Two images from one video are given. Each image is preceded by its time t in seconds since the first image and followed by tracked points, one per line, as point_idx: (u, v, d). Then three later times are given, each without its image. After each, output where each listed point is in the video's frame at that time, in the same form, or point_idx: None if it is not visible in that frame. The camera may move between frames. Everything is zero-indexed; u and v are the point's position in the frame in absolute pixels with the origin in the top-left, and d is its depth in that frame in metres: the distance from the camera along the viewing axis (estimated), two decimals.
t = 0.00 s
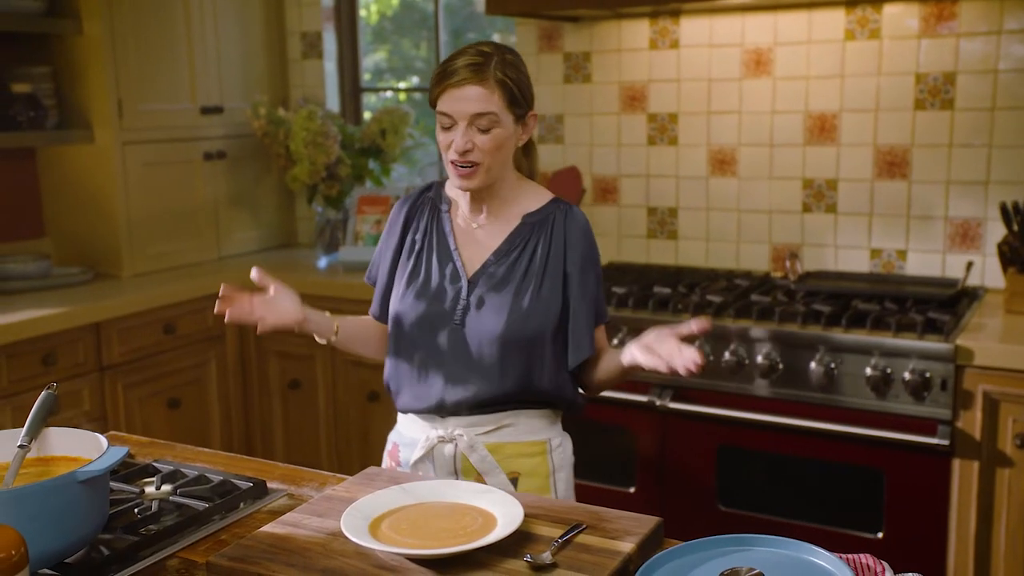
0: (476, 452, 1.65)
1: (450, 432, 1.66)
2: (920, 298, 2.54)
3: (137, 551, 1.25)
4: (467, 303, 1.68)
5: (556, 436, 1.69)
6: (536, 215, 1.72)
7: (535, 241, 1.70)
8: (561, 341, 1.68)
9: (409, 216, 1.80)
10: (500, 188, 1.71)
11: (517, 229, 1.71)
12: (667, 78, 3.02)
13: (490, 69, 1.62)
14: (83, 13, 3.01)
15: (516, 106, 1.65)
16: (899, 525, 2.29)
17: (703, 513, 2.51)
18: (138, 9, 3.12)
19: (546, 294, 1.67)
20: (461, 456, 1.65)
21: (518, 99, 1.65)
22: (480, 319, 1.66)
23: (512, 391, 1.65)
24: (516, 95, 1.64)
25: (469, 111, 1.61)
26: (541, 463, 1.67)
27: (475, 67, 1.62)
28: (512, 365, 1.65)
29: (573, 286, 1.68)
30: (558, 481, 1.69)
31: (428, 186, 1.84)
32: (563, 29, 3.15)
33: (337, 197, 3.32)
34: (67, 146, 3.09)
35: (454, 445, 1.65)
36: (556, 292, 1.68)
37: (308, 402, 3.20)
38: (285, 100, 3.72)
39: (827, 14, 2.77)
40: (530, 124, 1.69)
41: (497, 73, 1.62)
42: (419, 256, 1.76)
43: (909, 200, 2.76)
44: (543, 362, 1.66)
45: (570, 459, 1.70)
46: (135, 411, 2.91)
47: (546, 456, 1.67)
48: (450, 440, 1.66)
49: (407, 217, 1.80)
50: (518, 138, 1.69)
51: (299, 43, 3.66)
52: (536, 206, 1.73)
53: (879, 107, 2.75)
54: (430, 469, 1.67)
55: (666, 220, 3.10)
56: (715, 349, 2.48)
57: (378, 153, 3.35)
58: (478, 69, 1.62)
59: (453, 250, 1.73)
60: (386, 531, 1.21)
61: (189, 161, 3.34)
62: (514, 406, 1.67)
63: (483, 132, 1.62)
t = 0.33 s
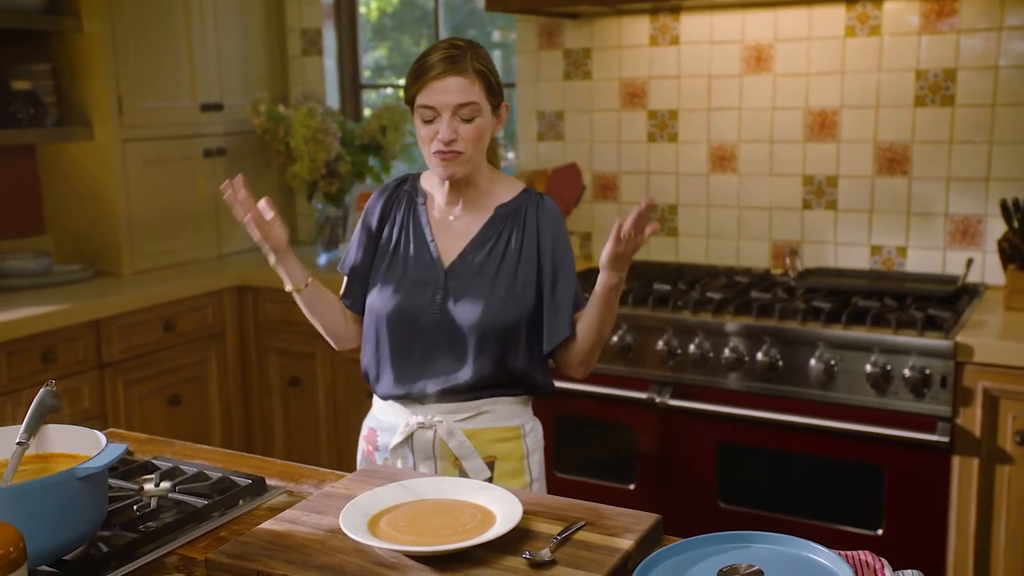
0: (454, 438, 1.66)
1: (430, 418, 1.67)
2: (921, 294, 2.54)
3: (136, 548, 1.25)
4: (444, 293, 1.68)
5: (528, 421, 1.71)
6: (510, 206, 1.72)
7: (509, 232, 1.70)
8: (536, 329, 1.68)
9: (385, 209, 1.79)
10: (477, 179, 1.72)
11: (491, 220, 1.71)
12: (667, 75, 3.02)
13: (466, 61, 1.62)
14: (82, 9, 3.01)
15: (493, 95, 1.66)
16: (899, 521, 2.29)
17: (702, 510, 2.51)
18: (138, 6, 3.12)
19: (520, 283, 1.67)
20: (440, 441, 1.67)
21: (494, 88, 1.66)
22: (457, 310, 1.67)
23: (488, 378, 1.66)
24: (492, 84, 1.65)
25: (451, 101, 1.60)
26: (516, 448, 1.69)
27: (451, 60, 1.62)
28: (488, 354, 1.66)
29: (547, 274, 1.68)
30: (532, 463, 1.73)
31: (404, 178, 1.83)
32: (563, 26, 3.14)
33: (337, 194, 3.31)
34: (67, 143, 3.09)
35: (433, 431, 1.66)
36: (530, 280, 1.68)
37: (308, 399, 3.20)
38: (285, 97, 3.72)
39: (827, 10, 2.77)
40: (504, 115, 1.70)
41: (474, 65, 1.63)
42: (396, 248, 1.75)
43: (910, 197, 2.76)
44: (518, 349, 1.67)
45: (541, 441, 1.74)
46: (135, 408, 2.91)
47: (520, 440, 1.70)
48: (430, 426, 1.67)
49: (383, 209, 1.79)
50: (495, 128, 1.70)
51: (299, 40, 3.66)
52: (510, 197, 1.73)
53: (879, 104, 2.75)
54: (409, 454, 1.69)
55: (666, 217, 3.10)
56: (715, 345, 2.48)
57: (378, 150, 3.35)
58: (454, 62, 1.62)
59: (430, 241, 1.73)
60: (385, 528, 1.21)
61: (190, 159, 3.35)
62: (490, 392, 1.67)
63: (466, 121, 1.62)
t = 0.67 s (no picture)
0: (456, 435, 1.67)
1: (431, 417, 1.68)
2: (923, 301, 2.54)
3: (137, 551, 1.24)
4: (443, 300, 1.67)
5: (522, 416, 1.74)
6: (500, 213, 1.72)
7: (503, 238, 1.71)
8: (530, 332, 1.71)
9: (372, 221, 1.77)
10: (463, 182, 1.72)
11: (484, 227, 1.71)
12: (670, 80, 3.02)
13: (454, 65, 1.63)
14: (86, 11, 3.01)
15: (480, 99, 1.66)
16: (900, 528, 2.29)
17: (706, 514, 2.50)
18: (141, 8, 3.12)
19: (515, 289, 1.69)
20: (441, 438, 1.67)
21: (482, 92, 1.66)
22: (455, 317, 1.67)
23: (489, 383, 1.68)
24: (480, 88, 1.65)
25: (440, 105, 1.61)
26: (514, 442, 1.71)
27: (439, 63, 1.62)
28: (488, 359, 1.67)
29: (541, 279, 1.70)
30: (529, 456, 1.74)
31: (384, 191, 1.82)
32: (566, 30, 3.14)
33: (339, 197, 3.31)
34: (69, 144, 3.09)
35: (437, 429, 1.66)
36: (525, 286, 1.70)
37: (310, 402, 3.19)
38: (288, 99, 3.72)
39: (832, 16, 2.76)
40: (491, 120, 1.71)
41: (462, 69, 1.63)
42: (388, 257, 1.73)
43: (912, 203, 2.76)
44: (515, 352, 1.69)
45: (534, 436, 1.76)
46: (136, 410, 2.91)
47: (517, 434, 1.72)
48: (432, 424, 1.67)
49: (371, 222, 1.77)
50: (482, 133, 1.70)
51: (303, 42, 3.66)
52: (500, 204, 1.74)
53: (882, 109, 2.75)
54: (409, 454, 1.68)
55: (668, 222, 3.10)
56: (716, 351, 2.48)
57: (380, 153, 3.35)
58: (443, 65, 1.62)
59: (422, 250, 1.72)
60: (385, 532, 1.20)
61: (192, 160, 3.34)
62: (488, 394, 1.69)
63: (454, 125, 1.62)
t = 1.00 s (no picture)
0: (476, 437, 1.67)
1: (450, 419, 1.67)
2: (932, 301, 2.53)
3: (146, 550, 1.24)
4: (461, 298, 1.68)
5: (537, 413, 1.74)
6: (515, 210, 1.73)
7: (519, 235, 1.71)
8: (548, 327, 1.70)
9: (386, 220, 1.76)
10: (477, 180, 1.71)
11: (499, 225, 1.71)
12: (678, 79, 3.01)
13: (464, 59, 1.62)
14: (94, 10, 3.02)
15: (492, 93, 1.65)
16: (909, 529, 2.28)
17: (714, 513, 2.50)
18: (148, 7, 3.12)
19: (533, 286, 1.69)
20: (461, 439, 1.67)
21: (493, 85, 1.66)
22: (473, 317, 1.67)
23: (509, 379, 1.68)
24: (491, 82, 1.65)
25: (453, 98, 1.60)
26: (532, 441, 1.71)
27: (450, 58, 1.61)
28: (509, 355, 1.67)
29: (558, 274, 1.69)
30: (546, 453, 1.74)
31: (396, 188, 1.81)
32: (574, 28, 3.14)
33: (347, 196, 3.31)
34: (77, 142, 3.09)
35: (456, 431, 1.66)
36: (543, 283, 1.69)
37: (316, 401, 3.19)
38: (295, 98, 3.72)
39: (841, 14, 2.76)
40: (502, 115, 1.70)
41: (473, 62, 1.63)
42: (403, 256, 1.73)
43: (922, 202, 2.75)
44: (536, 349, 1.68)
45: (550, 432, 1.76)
46: (144, 408, 2.91)
47: (534, 432, 1.72)
48: (451, 427, 1.67)
49: (384, 221, 1.76)
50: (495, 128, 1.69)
51: (310, 41, 3.66)
52: (514, 201, 1.74)
53: (892, 109, 2.74)
54: (428, 457, 1.67)
55: (676, 221, 3.09)
56: (724, 350, 2.47)
57: (388, 152, 3.35)
58: (454, 60, 1.61)
59: (437, 248, 1.72)
60: (395, 532, 1.20)
61: (200, 158, 3.35)
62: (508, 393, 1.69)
63: (468, 118, 1.61)
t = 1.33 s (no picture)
0: (510, 454, 1.65)
1: (485, 435, 1.66)
2: (940, 299, 2.53)
3: (155, 550, 1.24)
4: (502, 303, 1.67)
5: (576, 433, 1.71)
6: (559, 213, 1.72)
7: (562, 240, 1.70)
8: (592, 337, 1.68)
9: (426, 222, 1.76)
10: (520, 183, 1.71)
11: (542, 228, 1.70)
12: (684, 77, 3.01)
13: (502, 55, 1.63)
14: (101, 10, 3.02)
15: (534, 89, 1.66)
16: (917, 528, 2.27)
17: (721, 513, 2.49)
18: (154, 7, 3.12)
19: (577, 293, 1.67)
20: (494, 456, 1.65)
21: (535, 83, 1.66)
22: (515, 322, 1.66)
23: (551, 391, 1.65)
24: (531, 77, 1.66)
25: (492, 93, 1.61)
26: (568, 462, 1.68)
27: (488, 54, 1.63)
28: (551, 365, 1.65)
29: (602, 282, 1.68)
30: (583, 475, 1.71)
31: (437, 191, 1.81)
32: (580, 27, 3.13)
33: (352, 196, 3.31)
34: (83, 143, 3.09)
35: (490, 447, 1.64)
36: (587, 290, 1.67)
37: (322, 401, 3.19)
38: (300, 98, 3.72)
39: (848, 12, 2.75)
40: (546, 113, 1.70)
41: (513, 57, 1.64)
42: (443, 260, 1.73)
43: (930, 200, 2.74)
44: (579, 359, 1.66)
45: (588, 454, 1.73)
46: (150, 408, 2.91)
47: (571, 451, 1.69)
48: (486, 443, 1.65)
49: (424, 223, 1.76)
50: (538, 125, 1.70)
51: (315, 40, 3.66)
52: (558, 205, 1.73)
53: (899, 107, 2.73)
54: (460, 472, 1.66)
55: (682, 219, 3.09)
56: (731, 349, 2.47)
57: (393, 151, 3.35)
58: (492, 56, 1.63)
59: (478, 251, 1.71)
60: (403, 532, 1.20)
61: (206, 158, 3.34)
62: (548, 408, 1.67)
63: (510, 113, 1.62)
